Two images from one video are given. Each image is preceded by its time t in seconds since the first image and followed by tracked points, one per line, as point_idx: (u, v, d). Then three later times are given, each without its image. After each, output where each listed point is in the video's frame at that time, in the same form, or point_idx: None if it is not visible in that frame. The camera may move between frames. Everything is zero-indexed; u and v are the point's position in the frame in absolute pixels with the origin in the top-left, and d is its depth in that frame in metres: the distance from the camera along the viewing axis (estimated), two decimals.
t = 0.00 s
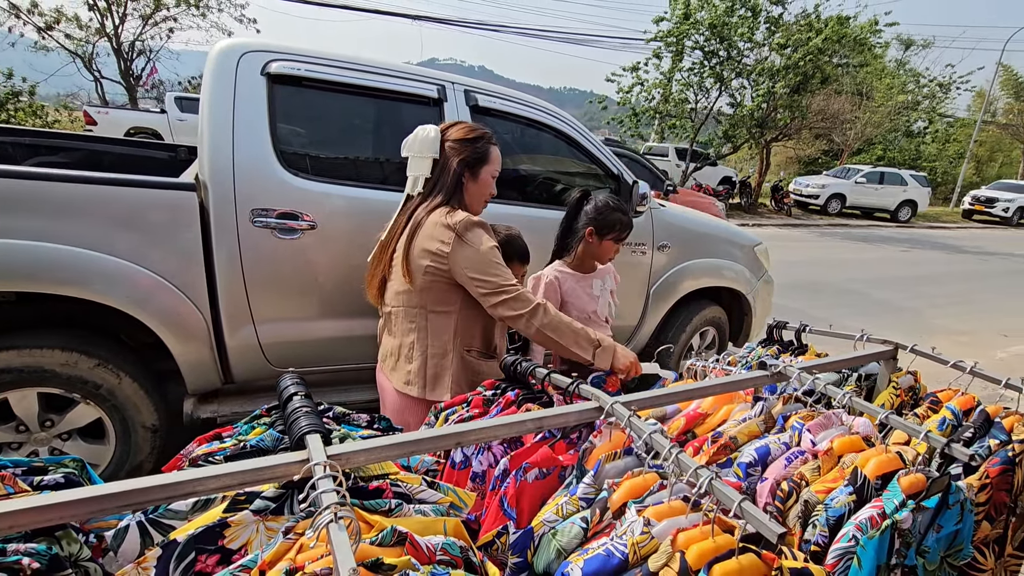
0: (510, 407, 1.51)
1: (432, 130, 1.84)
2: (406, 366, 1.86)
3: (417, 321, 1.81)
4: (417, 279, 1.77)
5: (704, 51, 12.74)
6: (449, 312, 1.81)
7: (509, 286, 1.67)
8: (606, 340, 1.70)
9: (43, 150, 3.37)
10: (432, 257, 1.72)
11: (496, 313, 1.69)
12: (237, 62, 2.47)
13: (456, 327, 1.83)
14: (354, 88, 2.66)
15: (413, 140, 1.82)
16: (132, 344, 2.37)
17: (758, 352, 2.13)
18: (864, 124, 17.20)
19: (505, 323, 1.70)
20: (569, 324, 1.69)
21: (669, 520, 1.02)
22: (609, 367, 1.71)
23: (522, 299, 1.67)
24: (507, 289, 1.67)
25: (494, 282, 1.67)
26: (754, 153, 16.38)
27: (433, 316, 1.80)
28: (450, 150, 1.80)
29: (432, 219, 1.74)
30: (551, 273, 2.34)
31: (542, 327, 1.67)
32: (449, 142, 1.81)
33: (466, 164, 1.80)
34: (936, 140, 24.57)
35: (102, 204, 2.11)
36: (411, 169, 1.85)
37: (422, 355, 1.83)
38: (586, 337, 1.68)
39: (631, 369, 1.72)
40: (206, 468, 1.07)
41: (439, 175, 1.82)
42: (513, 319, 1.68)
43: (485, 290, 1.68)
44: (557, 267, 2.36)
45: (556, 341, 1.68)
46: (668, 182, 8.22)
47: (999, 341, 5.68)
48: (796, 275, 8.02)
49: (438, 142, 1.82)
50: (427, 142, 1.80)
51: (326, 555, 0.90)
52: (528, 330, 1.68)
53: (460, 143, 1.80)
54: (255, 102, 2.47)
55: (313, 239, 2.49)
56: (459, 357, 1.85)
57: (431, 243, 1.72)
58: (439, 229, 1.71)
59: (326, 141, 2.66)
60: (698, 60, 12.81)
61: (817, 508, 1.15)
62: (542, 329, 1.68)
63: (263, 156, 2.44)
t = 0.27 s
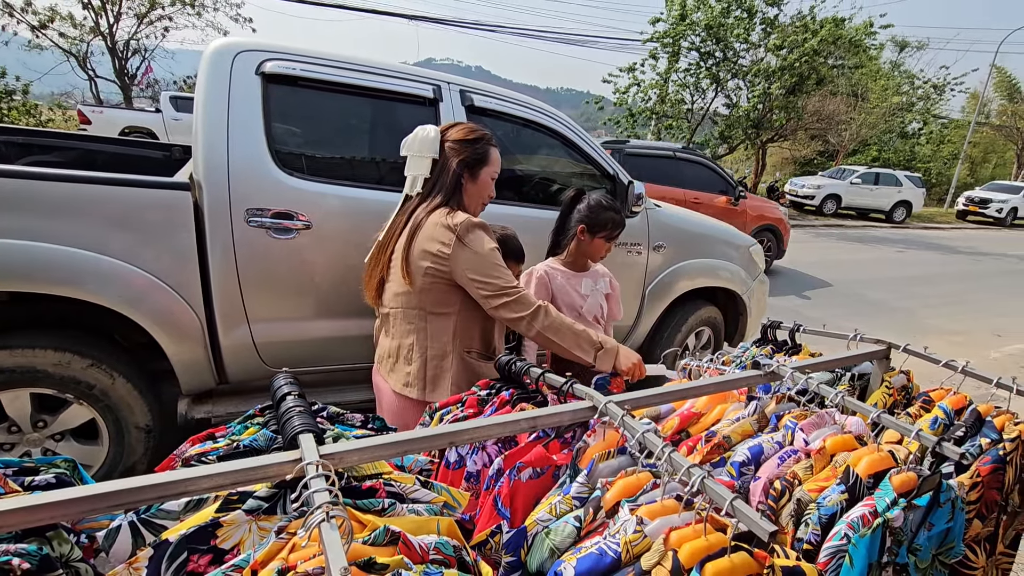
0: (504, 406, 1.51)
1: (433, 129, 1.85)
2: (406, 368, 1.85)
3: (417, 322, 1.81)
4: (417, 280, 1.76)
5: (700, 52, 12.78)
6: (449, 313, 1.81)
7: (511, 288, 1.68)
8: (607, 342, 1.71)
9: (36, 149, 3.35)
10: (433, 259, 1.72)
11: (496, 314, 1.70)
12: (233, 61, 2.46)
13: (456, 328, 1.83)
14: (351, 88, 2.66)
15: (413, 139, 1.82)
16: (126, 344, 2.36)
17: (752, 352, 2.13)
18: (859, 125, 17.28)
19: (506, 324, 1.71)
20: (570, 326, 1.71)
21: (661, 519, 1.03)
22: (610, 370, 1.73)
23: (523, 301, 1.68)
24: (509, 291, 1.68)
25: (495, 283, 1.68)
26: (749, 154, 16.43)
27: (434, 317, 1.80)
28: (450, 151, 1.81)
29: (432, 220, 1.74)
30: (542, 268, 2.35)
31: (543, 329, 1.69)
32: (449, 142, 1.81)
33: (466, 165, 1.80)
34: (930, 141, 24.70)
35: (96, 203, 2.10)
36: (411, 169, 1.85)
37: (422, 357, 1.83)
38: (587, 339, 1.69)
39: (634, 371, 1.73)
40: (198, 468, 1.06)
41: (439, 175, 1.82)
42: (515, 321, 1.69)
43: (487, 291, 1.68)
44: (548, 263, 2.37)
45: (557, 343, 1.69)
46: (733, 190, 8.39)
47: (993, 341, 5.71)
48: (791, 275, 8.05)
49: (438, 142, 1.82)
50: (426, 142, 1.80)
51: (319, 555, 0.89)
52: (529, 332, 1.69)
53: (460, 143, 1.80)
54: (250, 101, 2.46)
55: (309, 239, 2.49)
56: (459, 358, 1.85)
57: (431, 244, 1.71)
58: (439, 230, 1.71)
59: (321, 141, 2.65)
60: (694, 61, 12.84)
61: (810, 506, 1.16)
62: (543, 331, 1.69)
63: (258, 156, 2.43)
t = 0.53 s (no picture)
0: (500, 406, 1.50)
1: (436, 129, 1.85)
2: (405, 369, 1.85)
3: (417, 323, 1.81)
4: (418, 281, 1.76)
5: (697, 53, 12.81)
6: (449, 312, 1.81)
7: (512, 289, 1.68)
8: (609, 346, 1.71)
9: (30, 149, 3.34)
10: (434, 259, 1.72)
11: (497, 315, 1.70)
12: (229, 61, 2.46)
13: (455, 328, 1.83)
14: (348, 88, 2.66)
15: (415, 139, 1.83)
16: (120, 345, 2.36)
17: (747, 352, 2.14)
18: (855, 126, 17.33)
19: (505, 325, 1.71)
20: (571, 329, 1.70)
21: (656, 519, 1.03)
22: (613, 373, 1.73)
23: (524, 301, 1.68)
24: (511, 293, 1.68)
25: (497, 284, 1.68)
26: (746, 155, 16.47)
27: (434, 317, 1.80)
28: (452, 152, 1.81)
29: (433, 220, 1.73)
30: (538, 267, 2.37)
31: (543, 331, 1.69)
32: (451, 143, 1.81)
33: (467, 166, 1.80)
34: (926, 142, 24.80)
35: (91, 203, 2.09)
36: (413, 168, 1.85)
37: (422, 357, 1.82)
38: (588, 341, 1.70)
39: (638, 377, 1.73)
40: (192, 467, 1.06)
41: (439, 175, 1.82)
42: (515, 323, 1.69)
43: (488, 292, 1.68)
44: (544, 262, 2.39)
45: (558, 345, 1.69)
46: (796, 196, 8.55)
47: (988, 341, 5.74)
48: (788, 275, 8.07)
49: (440, 142, 1.82)
50: (430, 142, 1.81)
51: (312, 555, 0.89)
52: (529, 334, 1.69)
53: (463, 144, 1.80)
54: (245, 100, 2.46)
55: (305, 239, 2.49)
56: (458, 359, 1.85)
57: (432, 245, 1.71)
58: (440, 231, 1.71)
59: (318, 141, 2.65)
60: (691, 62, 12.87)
61: (804, 506, 1.16)
62: (544, 333, 1.69)
63: (253, 155, 2.42)
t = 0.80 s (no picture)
0: (498, 407, 1.50)
1: (435, 129, 1.84)
2: (404, 370, 1.84)
3: (416, 323, 1.80)
4: (417, 282, 1.75)
5: (695, 53, 12.82)
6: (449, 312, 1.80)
7: (511, 287, 1.67)
8: (610, 338, 1.73)
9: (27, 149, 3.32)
10: (433, 260, 1.71)
11: (496, 315, 1.69)
12: (227, 60, 2.45)
13: (455, 329, 1.83)
14: (347, 88, 2.66)
15: (416, 138, 1.82)
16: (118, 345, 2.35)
17: (746, 352, 2.14)
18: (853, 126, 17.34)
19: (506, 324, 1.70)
20: (571, 324, 1.70)
21: (654, 519, 1.02)
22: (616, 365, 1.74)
23: (524, 299, 1.68)
24: (510, 291, 1.67)
25: (495, 284, 1.67)
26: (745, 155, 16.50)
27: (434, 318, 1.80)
28: (452, 152, 1.80)
29: (432, 220, 1.73)
30: (540, 266, 2.38)
31: (544, 329, 1.69)
32: (451, 143, 1.81)
33: (467, 167, 1.80)
34: (923, 142, 24.84)
35: (87, 203, 2.09)
36: (413, 167, 1.84)
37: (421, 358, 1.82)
38: (590, 334, 1.70)
39: (639, 364, 1.76)
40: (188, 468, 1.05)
41: (438, 176, 1.81)
42: (515, 322, 1.68)
43: (488, 291, 1.67)
44: (547, 261, 2.39)
45: (559, 341, 1.69)
46: (853, 200, 8.95)
47: (985, 341, 5.75)
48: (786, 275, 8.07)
49: (440, 142, 1.81)
50: (429, 141, 1.80)
51: (309, 556, 0.89)
52: (530, 332, 1.69)
53: (462, 145, 1.80)
54: (244, 100, 2.45)
55: (303, 239, 2.48)
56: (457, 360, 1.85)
57: (431, 244, 1.71)
58: (439, 231, 1.70)
59: (317, 141, 2.64)
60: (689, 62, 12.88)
61: (802, 506, 1.16)
62: (544, 331, 1.69)
63: (251, 155, 2.42)
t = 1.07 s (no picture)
0: (498, 407, 1.50)
1: (429, 128, 1.83)
2: (401, 369, 1.84)
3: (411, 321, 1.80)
4: (410, 280, 1.76)
5: (695, 53, 12.83)
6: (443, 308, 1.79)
7: (505, 270, 1.62)
8: (613, 297, 1.71)
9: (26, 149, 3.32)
10: (427, 256, 1.71)
11: (498, 303, 1.64)
12: (225, 60, 2.44)
13: (450, 325, 1.81)
14: (346, 88, 2.65)
15: (411, 136, 1.80)
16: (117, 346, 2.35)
17: (746, 352, 2.14)
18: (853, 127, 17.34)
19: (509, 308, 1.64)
20: (572, 294, 1.67)
21: (655, 521, 1.02)
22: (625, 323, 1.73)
23: (520, 278, 1.63)
24: (503, 274, 1.62)
25: (488, 269, 1.63)
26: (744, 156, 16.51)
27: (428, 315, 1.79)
28: (446, 151, 1.80)
29: (424, 218, 1.72)
30: (553, 267, 2.38)
31: (548, 303, 1.64)
32: (444, 142, 1.81)
33: (461, 166, 1.80)
34: (923, 142, 24.88)
35: (87, 203, 2.08)
36: (406, 166, 1.83)
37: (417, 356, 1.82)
38: (593, 299, 1.68)
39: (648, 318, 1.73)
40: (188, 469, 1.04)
41: (432, 175, 1.81)
42: (513, 304, 1.62)
43: (482, 278, 1.63)
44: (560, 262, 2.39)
45: (563, 314, 1.66)
46: (903, 204, 9.33)
47: (985, 341, 5.75)
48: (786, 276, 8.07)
49: (434, 141, 1.81)
50: (425, 140, 1.77)
51: (309, 558, 0.89)
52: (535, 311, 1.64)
53: (456, 144, 1.80)
54: (244, 100, 2.45)
55: (302, 239, 2.48)
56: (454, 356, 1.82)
57: (423, 241, 1.70)
58: (432, 228, 1.69)
59: (316, 142, 2.64)
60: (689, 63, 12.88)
61: (803, 507, 1.16)
62: (546, 306, 1.64)
63: (251, 155, 2.42)
